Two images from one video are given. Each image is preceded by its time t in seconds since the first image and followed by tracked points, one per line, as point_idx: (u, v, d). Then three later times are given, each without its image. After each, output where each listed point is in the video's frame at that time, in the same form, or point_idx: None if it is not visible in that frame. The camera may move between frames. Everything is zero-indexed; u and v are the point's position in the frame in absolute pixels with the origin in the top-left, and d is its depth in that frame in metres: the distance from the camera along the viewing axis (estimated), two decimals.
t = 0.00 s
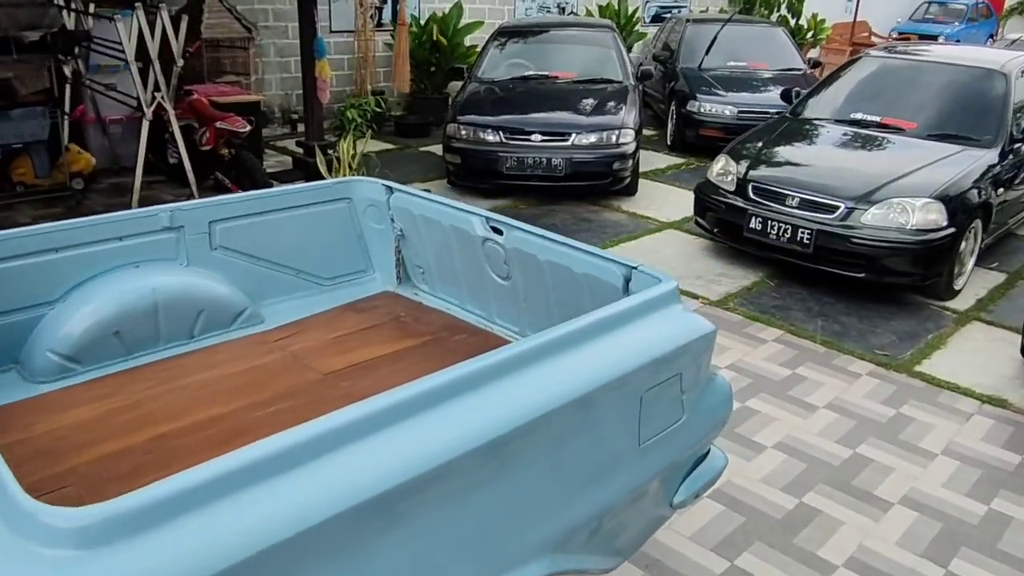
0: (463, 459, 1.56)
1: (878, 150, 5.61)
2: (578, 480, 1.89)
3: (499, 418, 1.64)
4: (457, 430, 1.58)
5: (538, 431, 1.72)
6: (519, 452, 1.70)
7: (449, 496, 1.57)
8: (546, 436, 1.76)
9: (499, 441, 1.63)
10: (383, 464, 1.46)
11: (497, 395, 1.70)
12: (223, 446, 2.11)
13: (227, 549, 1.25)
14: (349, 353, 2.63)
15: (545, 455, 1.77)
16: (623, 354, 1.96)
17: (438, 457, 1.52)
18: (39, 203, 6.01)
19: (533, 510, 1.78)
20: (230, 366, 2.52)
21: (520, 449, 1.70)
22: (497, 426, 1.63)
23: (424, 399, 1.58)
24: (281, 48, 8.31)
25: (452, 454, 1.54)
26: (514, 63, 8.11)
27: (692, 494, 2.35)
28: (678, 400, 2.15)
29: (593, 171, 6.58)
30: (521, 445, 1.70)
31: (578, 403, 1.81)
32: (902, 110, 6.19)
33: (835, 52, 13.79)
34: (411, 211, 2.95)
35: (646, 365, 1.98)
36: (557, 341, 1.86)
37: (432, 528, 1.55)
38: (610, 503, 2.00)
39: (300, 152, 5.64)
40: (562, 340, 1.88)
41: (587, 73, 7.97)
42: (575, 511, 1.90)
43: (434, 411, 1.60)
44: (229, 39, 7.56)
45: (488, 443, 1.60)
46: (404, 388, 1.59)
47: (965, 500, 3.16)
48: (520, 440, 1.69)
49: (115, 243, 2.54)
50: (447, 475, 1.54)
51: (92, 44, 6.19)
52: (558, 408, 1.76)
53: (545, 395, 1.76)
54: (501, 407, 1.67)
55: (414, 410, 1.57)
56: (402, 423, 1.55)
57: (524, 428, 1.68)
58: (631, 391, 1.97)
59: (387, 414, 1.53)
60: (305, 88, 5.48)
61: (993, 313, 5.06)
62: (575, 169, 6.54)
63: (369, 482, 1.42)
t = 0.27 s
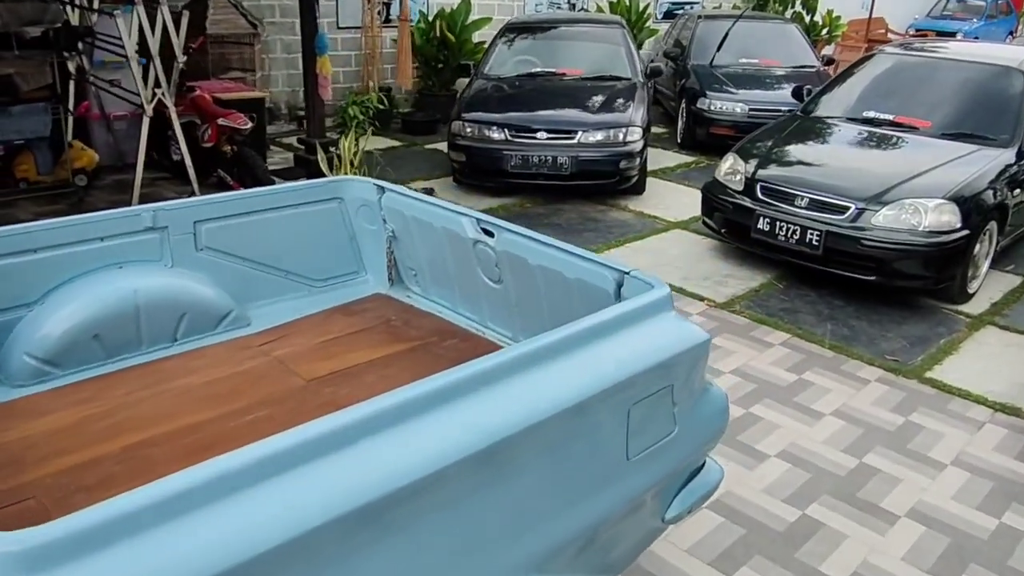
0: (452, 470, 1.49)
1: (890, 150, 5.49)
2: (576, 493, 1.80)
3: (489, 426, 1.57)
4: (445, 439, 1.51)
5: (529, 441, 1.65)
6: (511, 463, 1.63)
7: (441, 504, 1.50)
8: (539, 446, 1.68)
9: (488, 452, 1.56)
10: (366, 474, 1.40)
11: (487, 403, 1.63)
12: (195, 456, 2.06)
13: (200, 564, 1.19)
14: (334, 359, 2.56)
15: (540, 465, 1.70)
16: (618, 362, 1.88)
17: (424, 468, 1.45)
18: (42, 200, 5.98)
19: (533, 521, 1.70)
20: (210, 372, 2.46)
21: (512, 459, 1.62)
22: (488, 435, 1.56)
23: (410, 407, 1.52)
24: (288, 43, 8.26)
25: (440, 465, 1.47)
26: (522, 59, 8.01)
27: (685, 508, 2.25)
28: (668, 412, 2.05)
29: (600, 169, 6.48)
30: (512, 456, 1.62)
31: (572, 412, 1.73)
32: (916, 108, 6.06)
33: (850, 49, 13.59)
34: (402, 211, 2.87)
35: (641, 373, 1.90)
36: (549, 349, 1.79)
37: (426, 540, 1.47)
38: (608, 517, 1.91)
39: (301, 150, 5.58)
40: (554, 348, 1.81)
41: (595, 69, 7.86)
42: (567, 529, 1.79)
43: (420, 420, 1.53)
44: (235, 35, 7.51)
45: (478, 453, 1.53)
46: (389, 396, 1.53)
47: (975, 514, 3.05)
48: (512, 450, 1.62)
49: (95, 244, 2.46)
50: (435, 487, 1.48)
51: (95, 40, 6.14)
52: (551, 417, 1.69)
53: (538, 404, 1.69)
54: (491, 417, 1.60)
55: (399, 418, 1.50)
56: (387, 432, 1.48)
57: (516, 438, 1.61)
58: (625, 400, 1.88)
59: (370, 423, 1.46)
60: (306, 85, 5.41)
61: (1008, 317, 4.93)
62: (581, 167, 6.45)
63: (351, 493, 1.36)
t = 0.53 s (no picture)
0: (447, 483, 1.42)
1: (905, 151, 5.35)
2: (571, 510, 1.71)
3: (485, 437, 1.50)
4: (439, 450, 1.44)
5: (523, 455, 1.57)
6: (506, 477, 1.54)
7: (436, 516, 1.42)
8: (536, 459, 1.60)
9: (483, 464, 1.48)
10: (358, 485, 1.32)
11: (482, 413, 1.55)
12: (173, 466, 1.95)
13: None
14: (321, 365, 2.47)
15: (536, 478, 1.62)
16: (614, 373, 1.81)
17: (417, 480, 1.38)
18: (45, 196, 5.94)
19: (530, 536, 1.61)
20: (195, 377, 2.35)
21: (507, 472, 1.54)
22: (483, 446, 1.49)
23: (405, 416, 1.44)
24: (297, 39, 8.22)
25: (433, 478, 1.40)
26: (531, 57, 7.92)
27: (681, 527, 2.15)
28: (663, 428, 1.96)
29: (608, 169, 6.38)
30: (507, 469, 1.54)
31: (567, 424, 1.66)
32: (931, 109, 5.92)
33: (866, 48, 13.40)
34: (395, 213, 2.79)
35: (637, 385, 1.82)
36: (543, 358, 1.72)
37: (424, 553, 1.39)
38: (604, 537, 1.82)
39: (303, 148, 5.52)
40: (548, 358, 1.73)
41: (604, 67, 7.75)
42: (558, 553, 1.68)
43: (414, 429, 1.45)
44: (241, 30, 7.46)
45: (473, 464, 1.46)
46: (381, 405, 1.46)
47: (987, 532, 2.94)
48: (507, 463, 1.54)
49: (77, 246, 2.39)
50: (428, 500, 1.40)
51: (100, 36, 6.08)
52: (547, 428, 1.61)
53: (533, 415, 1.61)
54: (487, 427, 1.52)
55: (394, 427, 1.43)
56: (378, 442, 1.40)
57: (510, 451, 1.53)
58: (621, 413, 1.80)
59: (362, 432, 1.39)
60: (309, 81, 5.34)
61: None
62: (588, 167, 6.34)
63: (342, 504, 1.28)
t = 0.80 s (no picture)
0: (430, 502, 1.38)
1: (925, 153, 5.21)
2: (566, 530, 1.65)
3: (472, 452, 1.45)
4: (423, 467, 1.40)
5: (512, 472, 1.51)
6: (494, 495, 1.50)
7: (415, 536, 1.37)
8: (526, 476, 1.55)
9: (469, 482, 1.44)
10: (329, 506, 1.28)
11: (470, 428, 1.51)
12: (151, 478, 1.89)
13: None
14: (311, 371, 2.40)
15: (527, 496, 1.56)
16: (610, 387, 1.74)
17: (399, 499, 1.34)
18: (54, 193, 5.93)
19: (511, 561, 1.54)
20: (182, 384, 2.29)
21: (495, 490, 1.50)
22: (469, 463, 1.44)
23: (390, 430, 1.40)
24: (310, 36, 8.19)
25: (415, 497, 1.36)
26: (544, 55, 7.82)
27: (679, 548, 2.06)
28: (659, 445, 1.87)
29: (620, 169, 6.28)
30: (496, 486, 1.49)
31: (560, 440, 1.60)
32: (953, 110, 5.76)
33: (888, 47, 13.18)
34: (391, 215, 2.72)
35: (634, 399, 1.75)
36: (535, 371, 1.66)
37: None
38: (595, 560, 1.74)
39: (311, 145, 5.48)
40: (539, 371, 1.68)
41: (619, 66, 7.64)
42: None
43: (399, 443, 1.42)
44: (253, 27, 7.42)
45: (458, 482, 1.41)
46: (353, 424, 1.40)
47: (1003, 552, 2.82)
48: (495, 481, 1.49)
49: (65, 247, 2.34)
50: (410, 519, 1.36)
51: (111, 32, 6.05)
52: (538, 445, 1.56)
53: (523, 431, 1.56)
54: (474, 443, 1.48)
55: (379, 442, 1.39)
56: (361, 457, 1.37)
57: (498, 468, 1.48)
58: (617, 429, 1.73)
59: (344, 447, 1.35)
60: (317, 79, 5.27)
61: None
62: (600, 167, 6.24)
63: (319, 524, 1.25)
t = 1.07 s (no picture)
0: (403, 519, 1.32)
1: (951, 159, 5.05)
2: (549, 548, 1.58)
3: (452, 468, 1.39)
4: (399, 482, 1.34)
5: (491, 490, 1.45)
6: (474, 511, 1.43)
7: (383, 557, 1.31)
8: (509, 493, 1.49)
9: (446, 499, 1.38)
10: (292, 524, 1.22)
11: (451, 442, 1.45)
12: (130, 485, 1.85)
13: None
14: (303, 377, 2.36)
15: (510, 513, 1.50)
16: (601, 401, 1.67)
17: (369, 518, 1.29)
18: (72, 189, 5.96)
19: None
20: (171, 387, 2.25)
21: (476, 507, 1.44)
22: (448, 478, 1.39)
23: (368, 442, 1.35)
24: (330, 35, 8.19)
25: (390, 514, 1.30)
26: (564, 55, 7.74)
27: (673, 569, 1.97)
28: (651, 463, 1.79)
29: (638, 171, 6.17)
30: (475, 504, 1.43)
31: (545, 456, 1.53)
32: (982, 114, 5.59)
33: (919, 49, 12.91)
34: (390, 217, 2.66)
35: (624, 415, 1.67)
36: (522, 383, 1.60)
37: None
38: None
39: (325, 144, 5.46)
40: (526, 383, 1.61)
41: (639, 67, 7.53)
42: None
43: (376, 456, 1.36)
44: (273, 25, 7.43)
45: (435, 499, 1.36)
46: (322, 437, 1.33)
47: None
48: (476, 498, 1.43)
49: (55, 247, 2.29)
50: (382, 538, 1.30)
51: (130, 29, 6.07)
52: (521, 461, 1.49)
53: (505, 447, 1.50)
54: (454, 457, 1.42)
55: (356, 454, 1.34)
56: (336, 469, 1.31)
57: (478, 486, 1.43)
58: (606, 445, 1.66)
59: (318, 460, 1.30)
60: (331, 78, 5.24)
61: None
62: (617, 169, 6.15)
63: (283, 541, 1.20)
